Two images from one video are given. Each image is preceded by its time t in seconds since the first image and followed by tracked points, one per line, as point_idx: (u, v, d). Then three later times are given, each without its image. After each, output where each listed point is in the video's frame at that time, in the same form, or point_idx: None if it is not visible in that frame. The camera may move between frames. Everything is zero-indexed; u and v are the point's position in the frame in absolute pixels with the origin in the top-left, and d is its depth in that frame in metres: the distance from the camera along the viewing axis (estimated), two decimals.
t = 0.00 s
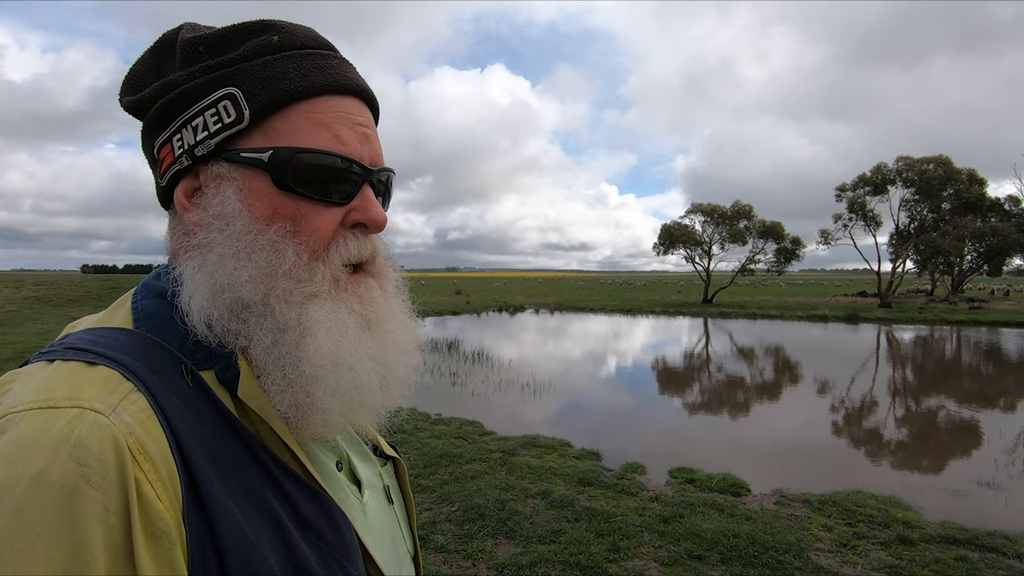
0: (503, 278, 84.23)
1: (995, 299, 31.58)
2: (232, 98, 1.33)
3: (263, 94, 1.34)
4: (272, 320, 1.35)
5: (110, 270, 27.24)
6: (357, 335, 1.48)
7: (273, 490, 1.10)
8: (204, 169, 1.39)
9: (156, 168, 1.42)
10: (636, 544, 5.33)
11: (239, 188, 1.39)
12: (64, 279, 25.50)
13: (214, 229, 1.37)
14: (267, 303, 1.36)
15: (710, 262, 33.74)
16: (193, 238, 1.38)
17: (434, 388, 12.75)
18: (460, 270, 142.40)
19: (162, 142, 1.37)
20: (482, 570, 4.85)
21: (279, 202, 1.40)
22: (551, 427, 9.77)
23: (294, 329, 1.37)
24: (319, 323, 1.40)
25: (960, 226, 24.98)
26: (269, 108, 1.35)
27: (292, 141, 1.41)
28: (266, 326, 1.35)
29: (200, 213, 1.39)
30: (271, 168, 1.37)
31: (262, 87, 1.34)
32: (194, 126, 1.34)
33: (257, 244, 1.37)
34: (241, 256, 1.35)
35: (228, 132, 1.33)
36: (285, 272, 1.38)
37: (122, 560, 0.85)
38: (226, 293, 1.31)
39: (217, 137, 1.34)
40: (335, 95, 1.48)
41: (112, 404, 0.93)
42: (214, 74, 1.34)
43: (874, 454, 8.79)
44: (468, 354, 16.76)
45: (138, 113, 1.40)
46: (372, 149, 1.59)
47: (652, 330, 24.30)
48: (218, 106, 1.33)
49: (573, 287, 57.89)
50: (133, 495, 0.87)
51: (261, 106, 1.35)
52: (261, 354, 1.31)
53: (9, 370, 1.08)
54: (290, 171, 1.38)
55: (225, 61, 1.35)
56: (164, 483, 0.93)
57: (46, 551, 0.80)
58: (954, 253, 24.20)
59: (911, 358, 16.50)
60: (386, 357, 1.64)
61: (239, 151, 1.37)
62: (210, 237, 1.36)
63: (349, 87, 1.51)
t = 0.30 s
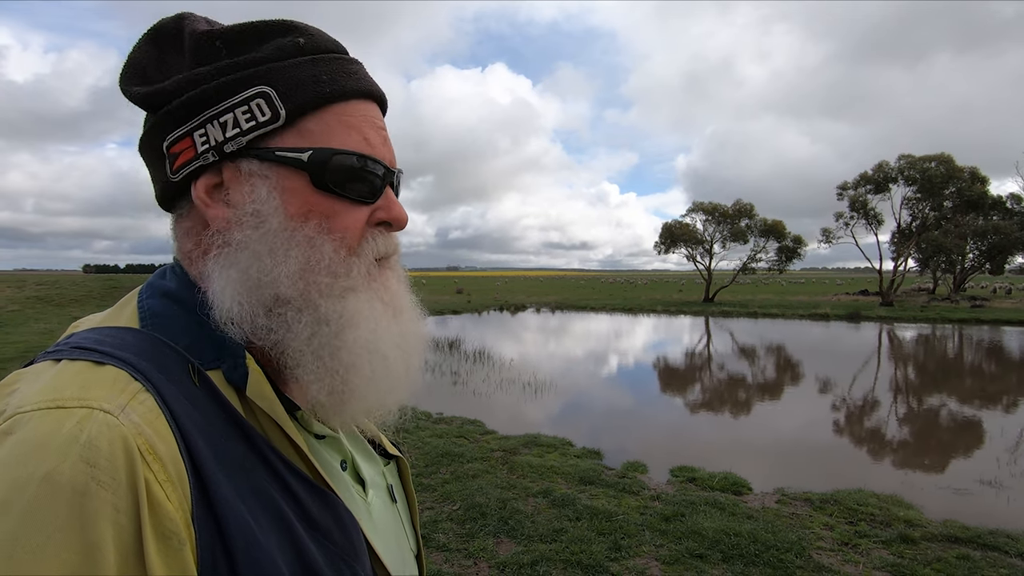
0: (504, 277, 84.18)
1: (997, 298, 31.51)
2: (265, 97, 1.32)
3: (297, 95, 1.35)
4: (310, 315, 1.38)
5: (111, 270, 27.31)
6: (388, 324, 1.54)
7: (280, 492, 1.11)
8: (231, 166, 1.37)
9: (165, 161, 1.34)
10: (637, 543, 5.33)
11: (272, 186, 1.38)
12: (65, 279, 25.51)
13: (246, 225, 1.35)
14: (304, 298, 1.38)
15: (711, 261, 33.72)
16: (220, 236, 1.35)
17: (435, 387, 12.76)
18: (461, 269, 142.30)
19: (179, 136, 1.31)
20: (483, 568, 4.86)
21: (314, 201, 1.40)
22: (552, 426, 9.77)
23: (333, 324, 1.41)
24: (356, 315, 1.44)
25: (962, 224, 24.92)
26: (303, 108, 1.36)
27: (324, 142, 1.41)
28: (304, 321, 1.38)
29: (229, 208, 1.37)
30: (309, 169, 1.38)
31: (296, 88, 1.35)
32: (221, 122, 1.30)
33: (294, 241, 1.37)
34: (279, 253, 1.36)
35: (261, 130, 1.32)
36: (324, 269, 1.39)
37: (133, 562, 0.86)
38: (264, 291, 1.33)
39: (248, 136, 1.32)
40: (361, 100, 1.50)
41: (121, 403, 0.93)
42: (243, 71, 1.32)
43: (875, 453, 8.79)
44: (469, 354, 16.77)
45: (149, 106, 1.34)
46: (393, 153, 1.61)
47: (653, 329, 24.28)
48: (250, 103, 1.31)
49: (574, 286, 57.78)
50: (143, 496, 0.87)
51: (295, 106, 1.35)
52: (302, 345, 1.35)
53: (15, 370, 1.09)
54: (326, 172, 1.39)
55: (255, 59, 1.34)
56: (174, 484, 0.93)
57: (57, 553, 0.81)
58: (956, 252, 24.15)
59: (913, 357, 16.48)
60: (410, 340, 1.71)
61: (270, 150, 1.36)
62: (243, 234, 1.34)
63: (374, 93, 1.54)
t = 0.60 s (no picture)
0: (504, 276, 84.15)
1: (998, 296, 31.48)
2: (322, 109, 1.34)
3: (352, 108, 1.39)
4: (361, 313, 1.46)
5: (112, 269, 27.37)
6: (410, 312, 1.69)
7: (281, 494, 1.11)
8: (280, 171, 1.33)
9: (198, 164, 1.23)
10: (638, 542, 5.34)
11: (325, 193, 1.38)
12: (66, 279, 25.54)
13: (304, 232, 1.35)
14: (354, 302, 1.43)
15: (711, 260, 33.71)
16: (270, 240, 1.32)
17: (436, 386, 12.77)
18: (461, 269, 142.22)
19: (223, 138, 1.22)
20: (484, 567, 4.87)
21: (363, 209, 1.45)
22: (553, 426, 9.77)
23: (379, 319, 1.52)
24: (392, 311, 1.55)
25: (962, 223, 24.89)
26: (356, 123, 1.40)
27: (370, 154, 1.46)
28: (355, 318, 1.45)
29: (278, 212, 1.34)
30: (361, 179, 1.42)
31: (348, 103, 1.39)
32: (279, 129, 1.28)
33: (351, 248, 1.42)
34: (337, 258, 1.40)
35: (319, 142, 1.34)
36: (375, 271, 1.48)
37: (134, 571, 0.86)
38: (323, 293, 1.37)
39: (306, 146, 1.32)
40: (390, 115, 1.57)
41: (119, 408, 0.93)
42: (296, 79, 1.31)
43: (876, 452, 8.79)
44: (469, 353, 16.77)
45: (185, 105, 1.21)
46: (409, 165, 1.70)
47: (654, 328, 24.27)
48: (308, 114, 1.32)
49: (574, 285, 57.75)
50: (142, 503, 0.87)
51: (349, 121, 1.39)
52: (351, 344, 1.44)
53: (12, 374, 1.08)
54: (375, 184, 1.45)
55: (304, 68, 1.33)
56: (174, 490, 0.94)
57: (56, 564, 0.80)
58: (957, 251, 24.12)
59: (914, 356, 16.48)
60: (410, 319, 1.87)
61: (325, 159, 1.38)
62: (302, 241, 1.34)
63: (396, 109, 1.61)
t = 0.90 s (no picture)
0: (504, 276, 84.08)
1: (998, 296, 31.46)
2: (355, 120, 1.42)
3: (377, 122, 1.49)
4: (382, 308, 1.58)
5: (112, 269, 27.35)
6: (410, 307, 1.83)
7: (285, 496, 1.12)
8: (314, 177, 1.38)
9: (238, 166, 1.22)
10: (638, 541, 5.35)
11: (352, 198, 1.46)
12: (66, 279, 25.50)
13: (336, 234, 1.43)
14: (375, 299, 1.54)
15: (711, 259, 33.70)
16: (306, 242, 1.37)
17: (436, 386, 12.78)
18: (461, 268, 142.14)
19: (267, 141, 1.24)
20: (484, 567, 4.88)
21: (379, 212, 1.57)
22: (553, 425, 9.78)
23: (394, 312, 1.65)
24: (402, 307, 1.68)
25: (963, 222, 24.90)
26: (380, 135, 1.51)
27: (385, 163, 1.57)
28: (376, 314, 1.56)
29: (310, 215, 1.38)
30: (382, 187, 1.54)
31: (373, 116, 1.49)
32: (319, 136, 1.34)
33: (375, 247, 1.54)
34: (365, 257, 1.50)
35: (351, 150, 1.42)
36: (391, 269, 1.61)
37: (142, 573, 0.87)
38: (352, 290, 1.47)
39: (341, 153, 1.39)
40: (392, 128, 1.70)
41: (125, 412, 0.94)
42: (334, 91, 1.38)
43: (876, 451, 8.80)
44: (469, 353, 16.76)
45: (235, 107, 1.20)
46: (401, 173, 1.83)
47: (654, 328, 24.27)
48: (344, 125, 1.39)
49: (574, 285, 57.70)
50: (150, 507, 0.88)
51: (375, 132, 1.49)
52: (371, 337, 1.54)
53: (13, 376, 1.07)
54: (391, 193, 1.58)
55: (336, 80, 1.41)
56: (181, 494, 0.94)
57: (66, 567, 0.81)
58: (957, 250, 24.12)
59: (914, 355, 16.49)
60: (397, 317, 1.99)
61: (352, 167, 1.46)
62: (337, 242, 1.42)
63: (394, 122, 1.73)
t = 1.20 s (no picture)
0: (503, 276, 84.01)
1: (998, 296, 31.50)
2: (368, 126, 1.44)
3: (388, 127, 1.53)
4: (389, 306, 1.61)
5: (112, 269, 27.40)
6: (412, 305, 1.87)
7: (290, 492, 1.12)
8: (329, 180, 1.40)
9: (260, 168, 1.22)
10: (637, 540, 5.35)
11: (363, 199, 1.49)
12: (65, 278, 25.49)
13: (350, 233, 1.45)
14: (383, 294, 1.58)
15: (711, 259, 33.70)
16: (322, 241, 1.39)
17: (436, 385, 12.79)
18: (461, 268, 142.06)
19: (290, 144, 1.24)
20: (484, 566, 4.88)
21: (386, 214, 1.61)
22: (552, 424, 9.80)
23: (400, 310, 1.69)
24: (405, 302, 1.72)
25: (962, 222, 24.92)
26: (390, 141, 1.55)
27: (390, 168, 1.61)
28: (385, 311, 1.60)
29: (326, 214, 1.40)
30: (389, 190, 1.59)
31: (384, 122, 1.52)
32: (337, 141, 1.36)
33: (385, 247, 1.58)
34: (376, 257, 1.54)
35: (365, 155, 1.44)
36: (397, 267, 1.65)
37: (154, 568, 0.85)
38: (364, 289, 1.50)
39: (356, 158, 1.42)
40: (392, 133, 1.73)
41: (135, 407, 0.93)
42: (351, 98, 1.41)
43: (876, 451, 8.81)
44: (469, 352, 16.76)
45: (261, 112, 1.20)
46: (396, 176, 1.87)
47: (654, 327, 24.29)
48: (358, 130, 1.41)
49: (574, 284, 57.68)
50: (163, 501, 0.87)
51: (386, 138, 1.52)
52: (380, 331, 1.58)
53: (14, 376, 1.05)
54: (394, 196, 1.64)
55: (350, 86, 1.43)
56: (191, 489, 0.94)
57: (78, 561, 0.80)
58: (956, 250, 24.14)
59: (913, 355, 16.50)
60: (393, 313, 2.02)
61: (364, 170, 1.49)
62: (351, 242, 1.45)
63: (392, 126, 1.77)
